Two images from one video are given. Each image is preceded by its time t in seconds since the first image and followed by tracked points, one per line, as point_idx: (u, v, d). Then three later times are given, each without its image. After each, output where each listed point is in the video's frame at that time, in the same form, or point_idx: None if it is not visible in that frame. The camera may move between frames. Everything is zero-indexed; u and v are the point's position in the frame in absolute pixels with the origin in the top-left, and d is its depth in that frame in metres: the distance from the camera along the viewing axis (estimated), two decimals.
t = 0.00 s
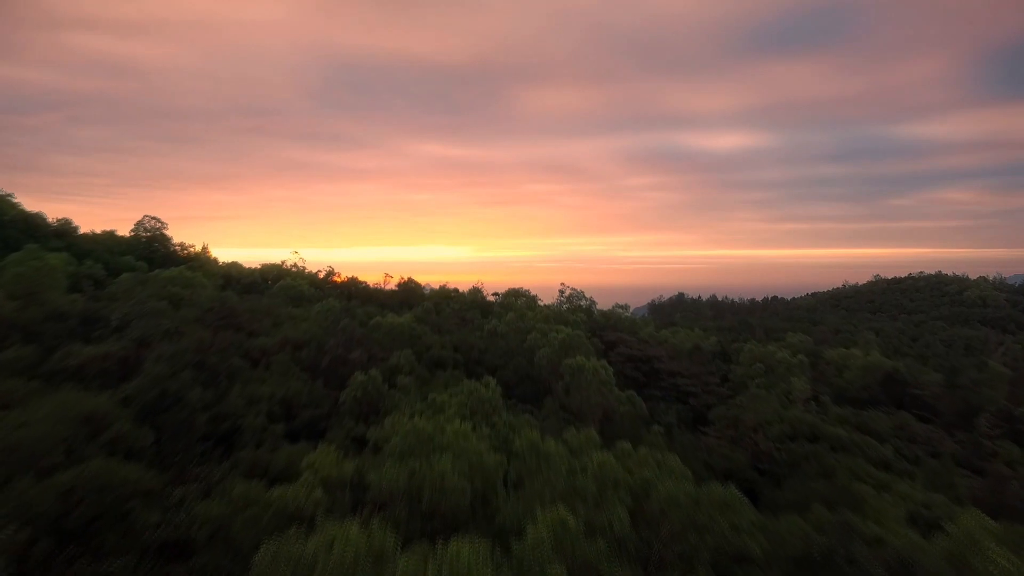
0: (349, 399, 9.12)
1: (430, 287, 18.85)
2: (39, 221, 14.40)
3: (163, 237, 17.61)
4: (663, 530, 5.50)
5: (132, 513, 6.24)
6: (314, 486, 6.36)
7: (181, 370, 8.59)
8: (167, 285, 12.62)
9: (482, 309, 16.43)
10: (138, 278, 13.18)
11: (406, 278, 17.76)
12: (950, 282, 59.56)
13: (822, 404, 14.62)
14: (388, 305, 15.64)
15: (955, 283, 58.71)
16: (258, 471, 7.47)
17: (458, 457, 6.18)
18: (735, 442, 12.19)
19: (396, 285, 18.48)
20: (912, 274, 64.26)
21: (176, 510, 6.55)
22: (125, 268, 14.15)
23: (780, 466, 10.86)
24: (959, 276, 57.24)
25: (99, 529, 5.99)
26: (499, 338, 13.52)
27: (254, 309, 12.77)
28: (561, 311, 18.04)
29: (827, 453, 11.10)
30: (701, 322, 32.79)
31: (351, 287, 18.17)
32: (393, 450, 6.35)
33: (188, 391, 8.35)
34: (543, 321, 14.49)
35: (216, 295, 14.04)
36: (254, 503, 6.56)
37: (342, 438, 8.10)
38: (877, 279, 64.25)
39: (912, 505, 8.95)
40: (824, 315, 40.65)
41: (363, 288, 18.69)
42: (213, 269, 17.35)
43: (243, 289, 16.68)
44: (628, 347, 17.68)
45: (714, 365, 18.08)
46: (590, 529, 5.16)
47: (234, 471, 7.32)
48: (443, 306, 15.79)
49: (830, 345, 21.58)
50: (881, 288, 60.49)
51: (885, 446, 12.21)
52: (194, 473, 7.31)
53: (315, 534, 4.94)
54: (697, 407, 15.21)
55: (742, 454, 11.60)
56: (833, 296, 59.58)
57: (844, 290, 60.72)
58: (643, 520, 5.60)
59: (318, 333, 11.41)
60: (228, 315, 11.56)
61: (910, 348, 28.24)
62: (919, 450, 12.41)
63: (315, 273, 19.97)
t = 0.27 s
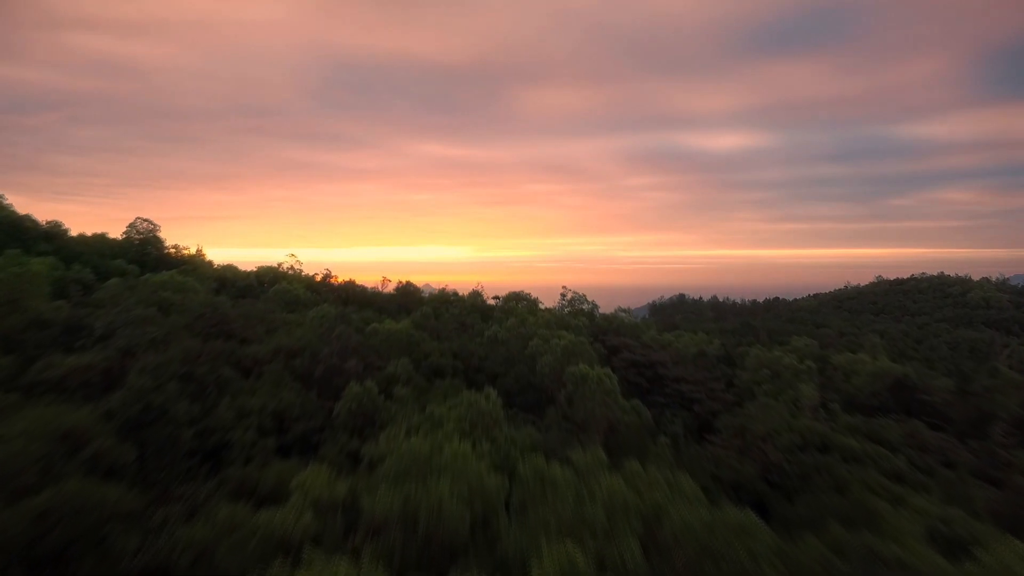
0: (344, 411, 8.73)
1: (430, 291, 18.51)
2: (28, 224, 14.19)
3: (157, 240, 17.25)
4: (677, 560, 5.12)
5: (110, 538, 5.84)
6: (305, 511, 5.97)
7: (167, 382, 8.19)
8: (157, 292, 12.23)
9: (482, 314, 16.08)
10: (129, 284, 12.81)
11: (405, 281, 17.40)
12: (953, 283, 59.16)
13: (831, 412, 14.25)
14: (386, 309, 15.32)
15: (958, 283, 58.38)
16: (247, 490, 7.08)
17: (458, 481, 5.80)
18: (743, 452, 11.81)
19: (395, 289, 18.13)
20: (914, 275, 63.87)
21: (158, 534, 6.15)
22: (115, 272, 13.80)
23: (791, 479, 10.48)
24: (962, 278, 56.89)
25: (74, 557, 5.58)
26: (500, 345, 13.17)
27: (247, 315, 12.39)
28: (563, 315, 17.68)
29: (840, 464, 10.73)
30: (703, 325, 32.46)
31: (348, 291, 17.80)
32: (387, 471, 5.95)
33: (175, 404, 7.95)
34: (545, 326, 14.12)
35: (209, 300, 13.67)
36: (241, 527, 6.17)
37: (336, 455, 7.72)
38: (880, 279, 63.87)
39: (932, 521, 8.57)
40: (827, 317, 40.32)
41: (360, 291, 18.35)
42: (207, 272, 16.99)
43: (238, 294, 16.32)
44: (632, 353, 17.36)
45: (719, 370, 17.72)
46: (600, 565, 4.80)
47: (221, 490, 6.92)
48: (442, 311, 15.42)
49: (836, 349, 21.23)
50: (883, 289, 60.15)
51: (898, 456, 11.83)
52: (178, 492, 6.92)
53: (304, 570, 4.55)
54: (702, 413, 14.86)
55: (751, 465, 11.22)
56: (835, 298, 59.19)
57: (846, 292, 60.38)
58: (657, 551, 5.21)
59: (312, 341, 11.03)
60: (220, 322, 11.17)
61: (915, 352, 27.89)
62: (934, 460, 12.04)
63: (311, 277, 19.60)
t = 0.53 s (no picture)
0: (337, 426, 8.33)
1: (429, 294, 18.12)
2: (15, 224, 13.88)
3: (149, 242, 16.86)
4: None
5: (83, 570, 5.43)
6: (293, 540, 5.57)
7: (150, 396, 7.78)
8: (146, 298, 11.81)
9: (482, 319, 15.68)
10: (117, 289, 12.40)
11: (403, 285, 17.00)
12: (956, 285, 58.73)
13: (841, 420, 13.87)
14: (384, 314, 14.94)
15: (961, 285, 57.93)
16: (233, 513, 6.69)
17: (457, 509, 5.41)
18: (752, 464, 11.42)
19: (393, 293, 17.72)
20: (917, 277, 63.44)
21: (136, 565, 5.74)
22: (104, 276, 13.38)
23: (803, 493, 10.09)
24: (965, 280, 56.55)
25: None
26: (501, 352, 12.79)
27: (239, 322, 11.97)
28: (565, 320, 17.30)
29: (853, 478, 10.34)
30: (707, 328, 32.08)
31: (345, 294, 17.41)
32: (380, 497, 5.57)
33: (158, 419, 7.53)
34: (547, 332, 13.75)
35: (201, 306, 13.27)
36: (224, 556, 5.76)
37: (328, 475, 7.33)
38: (882, 281, 63.48)
39: (954, 540, 8.18)
40: (830, 320, 39.93)
41: (358, 295, 17.93)
42: (201, 275, 16.58)
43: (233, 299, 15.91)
44: (635, 358, 16.98)
45: (725, 376, 17.32)
46: None
47: (205, 514, 6.52)
48: (441, 316, 15.02)
49: (843, 354, 20.85)
50: (886, 291, 59.78)
51: (913, 467, 11.45)
52: (159, 516, 6.51)
53: None
54: (708, 421, 14.47)
55: (761, 477, 10.83)
56: (838, 299, 58.80)
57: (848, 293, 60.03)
58: None
59: (305, 350, 10.64)
60: (210, 330, 10.75)
61: (921, 356, 27.53)
62: (949, 472, 11.65)
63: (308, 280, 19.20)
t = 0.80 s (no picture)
0: (330, 442, 7.94)
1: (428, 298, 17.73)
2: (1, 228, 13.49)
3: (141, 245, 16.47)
4: None
5: None
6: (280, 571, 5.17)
7: (132, 411, 7.37)
8: (133, 305, 11.37)
9: (482, 324, 15.30)
10: (105, 296, 11.99)
11: (402, 289, 16.61)
12: (960, 286, 58.28)
13: (851, 429, 13.48)
14: (382, 320, 14.53)
15: (965, 287, 57.48)
16: (218, 538, 6.28)
17: (457, 541, 5.04)
18: (762, 476, 11.04)
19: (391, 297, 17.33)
20: (920, 278, 63.01)
21: None
22: (93, 281, 12.99)
23: (816, 509, 9.71)
24: (968, 281, 56.22)
25: None
26: (501, 360, 12.39)
27: (230, 329, 11.56)
28: (567, 325, 16.91)
29: (869, 491, 9.96)
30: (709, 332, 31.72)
31: (342, 298, 16.99)
32: (373, 529, 5.19)
33: (140, 436, 7.13)
34: (549, 338, 13.35)
35: (192, 312, 12.86)
36: None
37: (319, 495, 6.93)
38: (885, 282, 63.05)
39: (979, 561, 7.78)
40: (833, 322, 39.58)
41: (355, 299, 17.55)
42: (194, 279, 16.18)
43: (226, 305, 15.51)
44: (639, 365, 16.59)
45: (730, 383, 16.93)
46: None
47: (188, 538, 6.11)
48: (440, 321, 14.63)
49: (850, 359, 20.48)
50: (888, 292, 59.45)
51: (929, 480, 11.05)
52: (139, 540, 6.09)
53: None
54: (714, 430, 14.08)
55: (772, 491, 10.44)
56: (840, 301, 58.38)
57: (850, 295, 59.71)
58: None
59: (298, 360, 10.24)
60: (199, 339, 10.35)
61: (926, 360, 27.17)
62: (966, 484, 11.26)
63: (304, 283, 18.79)
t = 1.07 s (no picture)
0: (322, 459, 7.52)
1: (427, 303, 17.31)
2: None
3: (132, 248, 16.04)
4: None
5: None
6: None
7: (112, 427, 6.94)
8: (120, 312, 10.94)
9: (483, 330, 14.89)
10: (91, 301, 11.56)
11: (400, 293, 16.21)
12: (963, 288, 57.86)
13: (863, 439, 13.08)
14: (378, 325, 14.11)
15: (968, 288, 57.06)
16: (201, 566, 5.84)
17: None
18: (773, 489, 10.63)
19: (389, 301, 16.93)
20: (923, 279, 62.59)
21: None
22: (81, 285, 12.57)
23: (831, 526, 9.30)
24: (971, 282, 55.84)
25: None
26: (501, 368, 11.97)
27: (221, 337, 11.14)
28: (570, 330, 16.48)
29: (886, 507, 9.55)
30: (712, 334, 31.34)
31: (338, 303, 16.56)
32: (365, 565, 4.78)
33: (121, 454, 6.68)
34: (551, 345, 12.94)
35: (182, 319, 12.42)
36: None
37: (310, 519, 6.50)
38: (887, 283, 62.66)
39: None
40: (836, 324, 39.20)
41: (352, 302, 17.14)
42: (186, 284, 15.76)
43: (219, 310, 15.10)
44: (643, 371, 16.18)
45: (736, 389, 16.53)
46: None
47: (169, 566, 5.67)
48: (440, 327, 14.21)
49: (857, 364, 20.09)
50: (891, 293, 59.07)
51: (946, 494, 10.65)
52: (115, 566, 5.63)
53: None
54: (722, 440, 13.68)
55: (784, 506, 10.04)
56: (843, 302, 57.98)
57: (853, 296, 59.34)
58: None
59: (290, 370, 9.81)
60: (187, 347, 9.91)
61: (933, 364, 26.78)
62: (984, 497, 10.85)
63: (300, 287, 18.37)
